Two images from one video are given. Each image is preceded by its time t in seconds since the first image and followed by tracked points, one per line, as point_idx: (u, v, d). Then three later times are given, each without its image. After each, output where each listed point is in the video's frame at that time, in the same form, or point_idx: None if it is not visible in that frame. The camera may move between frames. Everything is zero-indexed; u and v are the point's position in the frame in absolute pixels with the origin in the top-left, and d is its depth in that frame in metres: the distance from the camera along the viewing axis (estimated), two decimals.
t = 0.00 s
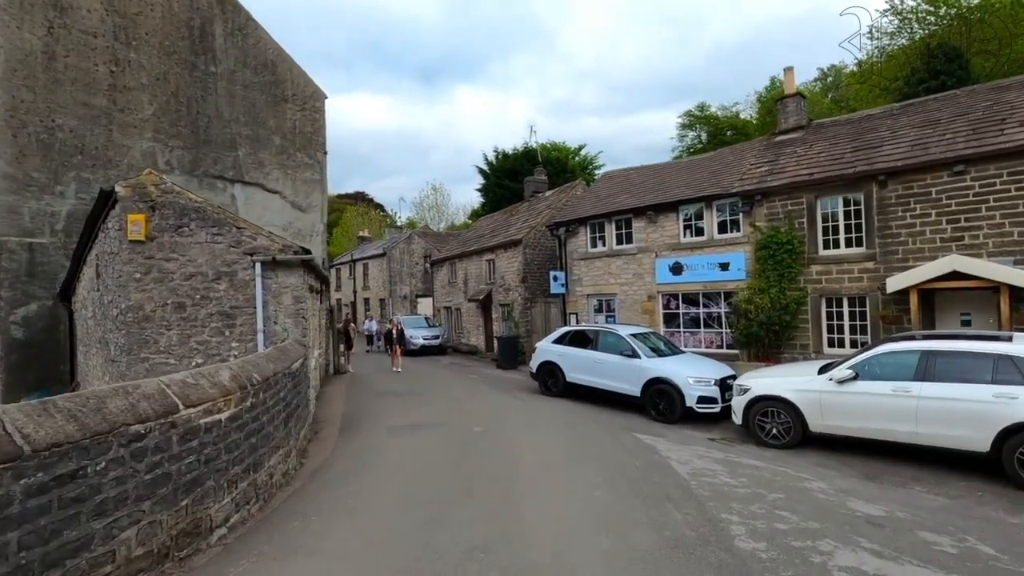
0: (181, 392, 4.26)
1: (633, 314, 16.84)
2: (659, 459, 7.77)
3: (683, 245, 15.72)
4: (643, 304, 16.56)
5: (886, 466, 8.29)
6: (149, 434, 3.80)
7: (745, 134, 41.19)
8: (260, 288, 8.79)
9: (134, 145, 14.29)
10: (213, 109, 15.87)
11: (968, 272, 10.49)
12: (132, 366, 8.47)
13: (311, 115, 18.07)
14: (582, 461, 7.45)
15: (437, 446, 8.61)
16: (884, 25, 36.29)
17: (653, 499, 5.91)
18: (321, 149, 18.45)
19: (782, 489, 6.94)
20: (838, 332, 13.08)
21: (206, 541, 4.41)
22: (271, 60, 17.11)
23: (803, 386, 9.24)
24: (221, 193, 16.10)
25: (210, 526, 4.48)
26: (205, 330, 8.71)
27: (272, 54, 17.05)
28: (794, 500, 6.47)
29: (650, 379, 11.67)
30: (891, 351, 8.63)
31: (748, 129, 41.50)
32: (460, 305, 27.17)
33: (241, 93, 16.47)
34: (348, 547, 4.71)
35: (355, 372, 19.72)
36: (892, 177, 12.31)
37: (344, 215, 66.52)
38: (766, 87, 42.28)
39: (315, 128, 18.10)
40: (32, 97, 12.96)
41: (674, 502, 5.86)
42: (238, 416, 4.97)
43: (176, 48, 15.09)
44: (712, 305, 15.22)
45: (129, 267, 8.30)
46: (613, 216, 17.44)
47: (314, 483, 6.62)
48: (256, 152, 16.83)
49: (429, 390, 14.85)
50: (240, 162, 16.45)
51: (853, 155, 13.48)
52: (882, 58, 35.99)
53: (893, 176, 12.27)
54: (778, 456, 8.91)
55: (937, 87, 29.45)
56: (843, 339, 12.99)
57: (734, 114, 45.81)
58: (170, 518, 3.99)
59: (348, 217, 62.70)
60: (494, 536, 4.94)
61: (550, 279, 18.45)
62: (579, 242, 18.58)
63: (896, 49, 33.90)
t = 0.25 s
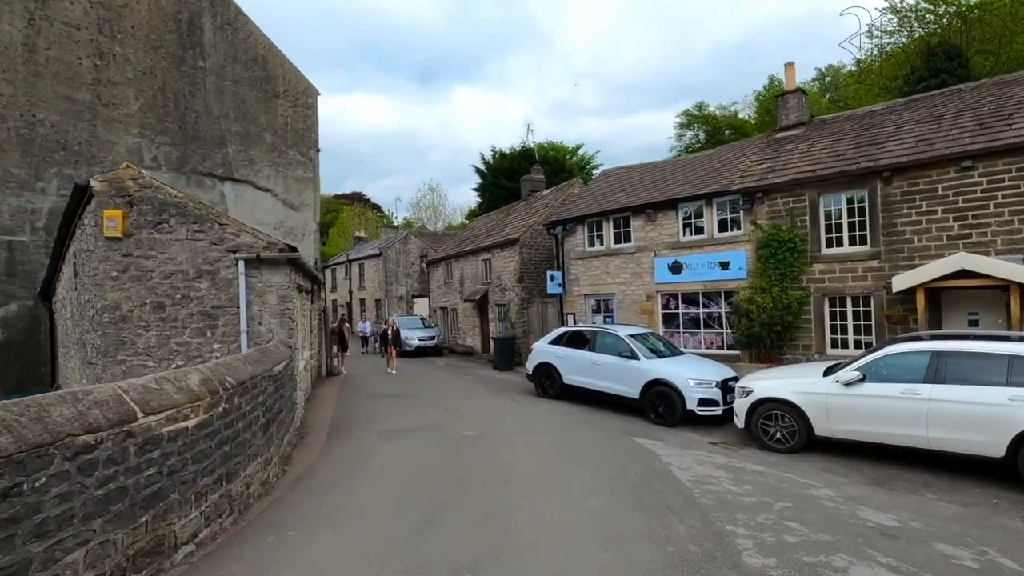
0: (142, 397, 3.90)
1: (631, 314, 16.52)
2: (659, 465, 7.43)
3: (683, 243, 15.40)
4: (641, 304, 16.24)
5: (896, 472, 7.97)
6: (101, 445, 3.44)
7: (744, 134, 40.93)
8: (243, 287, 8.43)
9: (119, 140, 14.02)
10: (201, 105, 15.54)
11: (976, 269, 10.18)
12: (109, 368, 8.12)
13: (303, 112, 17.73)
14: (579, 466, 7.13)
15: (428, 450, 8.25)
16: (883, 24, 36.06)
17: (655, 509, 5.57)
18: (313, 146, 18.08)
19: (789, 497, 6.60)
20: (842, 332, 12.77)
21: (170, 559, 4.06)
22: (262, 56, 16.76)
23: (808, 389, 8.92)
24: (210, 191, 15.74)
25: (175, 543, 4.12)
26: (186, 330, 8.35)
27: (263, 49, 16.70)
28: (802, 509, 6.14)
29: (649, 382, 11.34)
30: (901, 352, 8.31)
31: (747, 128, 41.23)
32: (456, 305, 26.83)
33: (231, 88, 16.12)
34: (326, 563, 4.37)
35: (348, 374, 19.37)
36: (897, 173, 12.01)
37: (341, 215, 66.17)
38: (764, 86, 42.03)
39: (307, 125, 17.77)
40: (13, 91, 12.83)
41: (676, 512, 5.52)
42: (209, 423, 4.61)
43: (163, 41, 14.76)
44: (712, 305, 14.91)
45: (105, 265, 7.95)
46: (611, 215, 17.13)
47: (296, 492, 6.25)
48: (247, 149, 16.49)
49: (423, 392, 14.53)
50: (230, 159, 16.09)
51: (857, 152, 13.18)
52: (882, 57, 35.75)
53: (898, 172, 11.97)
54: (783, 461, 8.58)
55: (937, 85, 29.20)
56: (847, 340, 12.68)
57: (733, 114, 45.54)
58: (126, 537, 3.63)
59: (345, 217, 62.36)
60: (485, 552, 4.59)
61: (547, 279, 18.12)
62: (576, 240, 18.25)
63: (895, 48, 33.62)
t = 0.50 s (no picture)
0: (86, 403, 3.49)
1: (628, 313, 16.15)
2: (658, 471, 7.05)
3: (680, 240, 15.04)
4: (638, 302, 15.88)
5: (905, 476, 7.63)
6: (31, 457, 3.03)
7: (740, 132, 40.68)
8: (221, 283, 8.01)
9: (98, 133, 13.60)
10: (185, 98, 15.08)
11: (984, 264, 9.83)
12: (76, 369, 7.71)
13: (291, 105, 17.30)
14: (574, 474, 6.75)
15: (414, 456, 7.84)
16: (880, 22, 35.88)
17: (655, 521, 5.19)
18: (301, 141, 17.61)
19: (796, 504, 6.24)
20: (844, 331, 12.45)
21: None
22: (249, 48, 16.32)
23: (813, 390, 8.56)
24: (194, 186, 15.28)
25: (125, 564, 3.71)
26: (159, 329, 7.93)
27: (250, 41, 16.25)
28: (810, 517, 5.78)
29: (647, 382, 10.98)
30: (909, 351, 7.98)
31: (743, 127, 40.99)
32: (450, 304, 26.41)
33: (217, 81, 15.67)
34: None
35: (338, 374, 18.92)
36: (901, 167, 11.69)
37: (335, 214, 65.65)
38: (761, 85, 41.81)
39: (296, 119, 17.35)
40: None
41: (679, 524, 5.14)
42: (167, 430, 4.20)
43: (145, 31, 14.31)
44: (711, 303, 14.54)
45: (73, 260, 7.53)
46: (607, 211, 16.77)
47: (270, 502, 5.85)
48: (233, 143, 16.05)
49: (414, 393, 14.11)
50: (215, 153, 15.64)
51: (859, 146, 12.86)
52: (879, 55, 35.55)
53: (902, 166, 11.66)
54: (787, 465, 8.23)
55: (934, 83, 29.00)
56: (849, 339, 12.36)
57: (729, 112, 45.27)
58: (63, 561, 3.21)
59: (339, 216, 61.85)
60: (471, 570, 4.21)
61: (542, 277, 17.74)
62: (572, 238, 17.87)
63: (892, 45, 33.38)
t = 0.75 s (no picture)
0: (27, 416, 3.14)
1: (626, 312, 15.84)
2: (658, 478, 6.73)
3: (679, 238, 14.74)
4: (636, 301, 15.56)
5: (914, 483, 7.33)
6: None
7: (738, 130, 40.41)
8: (200, 282, 7.65)
9: (80, 127, 13.24)
10: (171, 92, 14.71)
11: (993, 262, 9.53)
12: (47, 373, 7.36)
13: (282, 101, 16.92)
14: (570, 481, 6.42)
15: (403, 459, 7.50)
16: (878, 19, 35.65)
17: (657, 536, 4.87)
18: (292, 137, 17.28)
19: (803, 514, 5.94)
20: (846, 331, 12.17)
21: None
22: (238, 41, 15.95)
23: (818, 392, 8.26)
24: (180, 183, 14.89)
25: None
26: (135, 331, 7.57)
27: (239, 34, 15.88)
28: (819, 529, 5.48)
29: (646, 384, 10.66)
30: (918, 352, 7.70)
31: (740, 125, 40.72)
32: (445, 304, 26.06)
33: (204, 75, 15.30)
34: None
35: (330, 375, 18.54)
36: (905, 162, 11.40)
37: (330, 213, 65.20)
38: (758, 83, 41.56)
39: (286, 115, 16.98)
40: None
41: (681, 539, 4.82)
42: (126, 442, 3.86)
43: (129, 24, 13.93)
44: (711, 302, 14.23)
45: (43, 258, 7.17)
46: (604, 209, 16.45)
47: (247, 514, 5.50)
48: (221, 139, 15.67)
49: (407, 394, 13.77)
50: (202, 149, 15.26)
51: (862, 141, 12.57)
52: (877, 52, 35.32)
53: (906, 161, 11.37)
54: (791, 471, 7.93)
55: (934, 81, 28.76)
56: (853, 339, 12.07)
57: (726, 110, 45.00)
58: None
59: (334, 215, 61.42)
60: None
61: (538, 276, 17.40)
62: (568, 236, 17.54)
63: (890, 42, 33.16)
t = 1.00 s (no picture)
0: None
1: (624, 309, 15.45)
2: (658, 482, 6.33)
3: (678, 232, 14.34)
4: (634, 298, 15.17)
5: (929, 485, 6.94)
6: None
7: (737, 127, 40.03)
8: (173, 275, 7.24)
9: (58, 118, 12.92)
10: (155, 82, 14.30)
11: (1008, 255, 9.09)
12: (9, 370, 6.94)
13: (271, 92, 16.50)
14: (564, 486, 6.01)
15: (388, 462, 7.09)
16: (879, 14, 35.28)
17: (657, 548, 4.46)
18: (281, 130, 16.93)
19: (813, 521, 5.53)
20: (851, 327, 11.79)
21: None
22: (225, 31, 15.53)
23: (826, 391, 7.87)
24: (165, 175, 14.47)
25: None
26: (104, 326, 7.15)
27: (226, 23, 15.46)
28: (831, 537, 5.08)
29: (644, 383, 10.27)
30: (931, 348, 7.32)
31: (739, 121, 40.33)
32: (440, 301, 25.64)
33: (189, 65, 14.89)
34: None
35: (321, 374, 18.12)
36: (912, 152, 11.02)
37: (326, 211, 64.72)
38: (757, 79, 41.19)
39: (275, 107, 16.56)
40: None
41: (684, 551, 4.41)
42: (62, 447, 3.44)
43: (111, 11, 13.52)
44: (712, 298, 13.83)
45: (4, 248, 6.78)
46: (601, 203, 16.06)
47: (213, 524, 5.07)
48: (207, 131, 15.25)
49: (398, 393, 13.35)
50: (188, 141, 14.83)
51: (867, 132, 12.19)
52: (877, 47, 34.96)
53: (913, 151, 10.99)
54: (798, 473, 7.53)
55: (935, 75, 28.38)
56: (858, 336, 11.69)
57: (725, 106, 44.63)
58: None
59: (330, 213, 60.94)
60: None
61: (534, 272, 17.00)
62: (565, 231, 17.13)
63: (890, 37, 32.84)
